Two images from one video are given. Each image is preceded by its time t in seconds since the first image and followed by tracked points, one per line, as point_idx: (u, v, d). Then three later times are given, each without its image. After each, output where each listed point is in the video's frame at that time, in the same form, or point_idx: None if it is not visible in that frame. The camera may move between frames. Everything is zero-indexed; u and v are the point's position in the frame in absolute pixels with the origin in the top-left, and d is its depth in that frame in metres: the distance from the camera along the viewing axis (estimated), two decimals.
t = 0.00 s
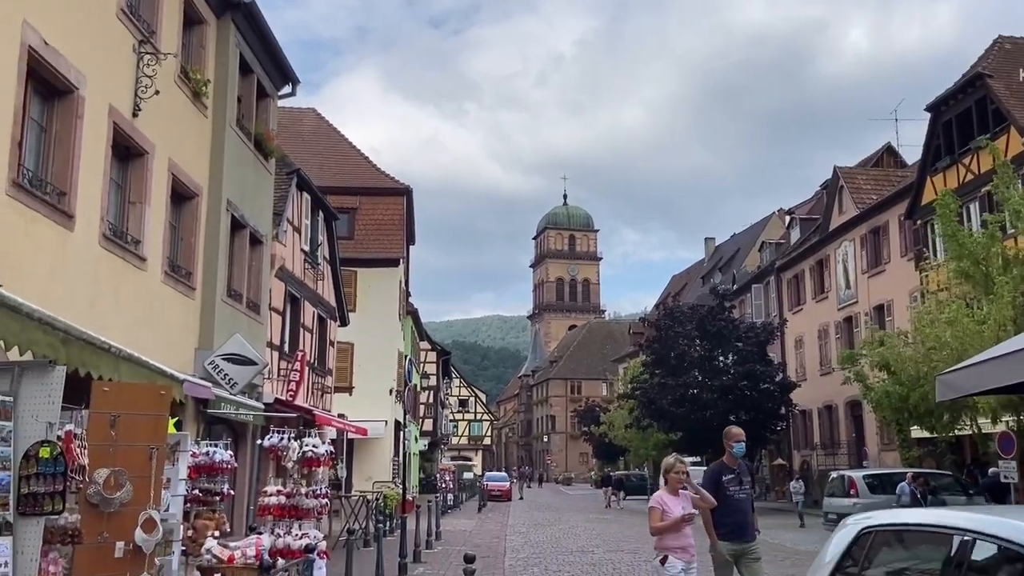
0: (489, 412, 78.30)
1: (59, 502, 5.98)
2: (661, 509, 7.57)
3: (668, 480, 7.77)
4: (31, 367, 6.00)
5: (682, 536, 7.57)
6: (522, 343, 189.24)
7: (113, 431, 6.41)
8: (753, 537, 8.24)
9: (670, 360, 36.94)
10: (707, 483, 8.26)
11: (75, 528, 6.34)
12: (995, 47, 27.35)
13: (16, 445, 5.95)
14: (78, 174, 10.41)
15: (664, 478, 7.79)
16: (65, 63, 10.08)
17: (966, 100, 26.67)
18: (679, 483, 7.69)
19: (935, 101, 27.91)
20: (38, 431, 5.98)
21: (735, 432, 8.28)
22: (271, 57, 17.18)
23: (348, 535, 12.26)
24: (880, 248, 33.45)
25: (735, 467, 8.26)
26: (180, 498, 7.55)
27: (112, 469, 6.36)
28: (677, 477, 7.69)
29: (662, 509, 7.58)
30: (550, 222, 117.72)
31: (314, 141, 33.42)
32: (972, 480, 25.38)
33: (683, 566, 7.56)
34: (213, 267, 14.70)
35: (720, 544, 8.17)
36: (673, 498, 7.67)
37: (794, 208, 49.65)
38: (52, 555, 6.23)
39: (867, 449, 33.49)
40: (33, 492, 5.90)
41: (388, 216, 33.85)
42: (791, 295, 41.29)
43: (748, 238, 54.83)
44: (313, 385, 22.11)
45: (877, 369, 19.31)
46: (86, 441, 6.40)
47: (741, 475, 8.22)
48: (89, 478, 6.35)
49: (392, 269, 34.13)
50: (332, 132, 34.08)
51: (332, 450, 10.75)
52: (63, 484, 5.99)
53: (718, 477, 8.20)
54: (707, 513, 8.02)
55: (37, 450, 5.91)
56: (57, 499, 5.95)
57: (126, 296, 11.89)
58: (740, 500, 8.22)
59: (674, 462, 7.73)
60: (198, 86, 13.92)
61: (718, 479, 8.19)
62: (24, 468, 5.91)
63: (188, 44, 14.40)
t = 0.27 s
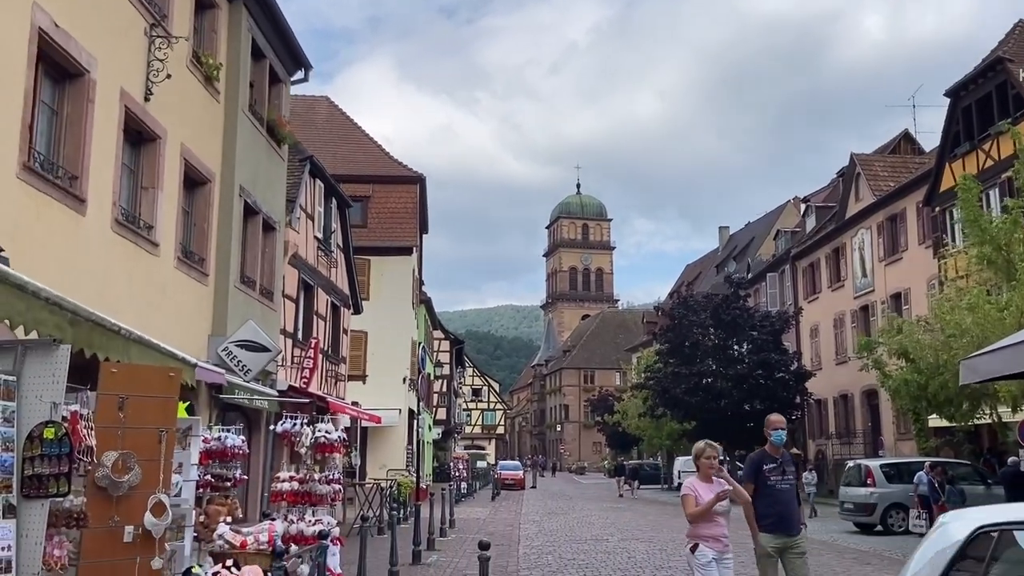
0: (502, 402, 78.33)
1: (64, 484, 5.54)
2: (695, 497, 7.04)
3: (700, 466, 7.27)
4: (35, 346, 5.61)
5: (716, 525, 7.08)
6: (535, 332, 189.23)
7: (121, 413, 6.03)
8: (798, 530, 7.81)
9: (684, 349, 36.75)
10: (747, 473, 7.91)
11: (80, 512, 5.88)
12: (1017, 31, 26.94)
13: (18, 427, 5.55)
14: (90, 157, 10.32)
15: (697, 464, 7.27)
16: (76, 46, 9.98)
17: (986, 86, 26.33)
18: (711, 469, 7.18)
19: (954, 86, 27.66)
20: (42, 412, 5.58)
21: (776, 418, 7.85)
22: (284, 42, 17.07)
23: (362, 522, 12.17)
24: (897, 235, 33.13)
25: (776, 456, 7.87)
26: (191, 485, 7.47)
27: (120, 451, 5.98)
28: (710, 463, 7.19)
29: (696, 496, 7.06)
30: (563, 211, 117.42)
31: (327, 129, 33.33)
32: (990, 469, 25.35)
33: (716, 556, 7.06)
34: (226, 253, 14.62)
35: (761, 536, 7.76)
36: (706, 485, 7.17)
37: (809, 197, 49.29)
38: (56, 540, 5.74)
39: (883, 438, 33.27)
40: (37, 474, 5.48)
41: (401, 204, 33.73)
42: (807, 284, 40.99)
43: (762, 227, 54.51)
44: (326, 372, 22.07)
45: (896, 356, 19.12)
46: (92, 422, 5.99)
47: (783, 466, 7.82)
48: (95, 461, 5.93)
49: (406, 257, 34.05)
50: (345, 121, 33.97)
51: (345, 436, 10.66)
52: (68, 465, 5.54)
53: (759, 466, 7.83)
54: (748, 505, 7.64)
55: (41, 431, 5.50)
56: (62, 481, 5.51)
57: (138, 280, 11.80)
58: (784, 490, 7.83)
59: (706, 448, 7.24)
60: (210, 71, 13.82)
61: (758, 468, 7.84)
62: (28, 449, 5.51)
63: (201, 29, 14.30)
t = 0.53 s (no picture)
0: (511, 393, 78.33)
1: (55, 476, 5.51)
2: (717, 489, 6.76)
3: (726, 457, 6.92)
4: (26, 334, 5.47)
5: (740, 519, 6.80)
6: (544, 324, 189.10)
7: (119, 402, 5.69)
8: (835, 522, 7.31)
9: (694, 341, 36.57)
10: (779, 465, 7.33)
11: (72, 505, 5.96)
12: None
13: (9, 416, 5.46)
14: (95, 146, 10.21)
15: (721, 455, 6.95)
16: (81, 33, 9.86)
17: (1000, 75, 26.03)
18: (738, 462, 6.83)
19: (967, 76, 27.39)
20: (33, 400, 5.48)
21: (809, 408, 7.27)
22: (291, 31, 16.93)
23: (370, 514, 12.09)
24: (909, 227, 32.88)
25: (811, 447, 7.31)
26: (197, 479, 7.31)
27: (119, 441, 5.64)
28: (737, 456, 6.84)
29: (718, 489, 6.77)
30: (572, 203, 117.11)
31: (335, 119, 33.21)
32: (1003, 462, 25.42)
33: (737, 552, 6.78)
34: (234, 244, 14.53)
35: (798, 531, 7.23)
36: (730, 477, 6.85)
37: (820, 188, 48.96)
38: (47, 532, 5.79)
39: (894, 431, 33.06)
40: (27, 465, 5.43)
41: (410, 195, 33.60)
42: (817, 275, 40.73)
43: (773, 219, 54.18)
44: (335, 363, 21.99)
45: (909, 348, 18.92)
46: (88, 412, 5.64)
47: (818, 457, 7.28)
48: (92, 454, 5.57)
49: (414, 248, 33.95)
50: (354, 111, 33.84)
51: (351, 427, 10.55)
52: (60, 456, 5.52)
53: (791, 459, 7.27)
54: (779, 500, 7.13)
55: (32, 421, 5.47)
56: (53, 473, 5.48)
57: (144, 271, 11.70)
58: (819, 483, 7.29)
59: (734, 438, 6.88)
60: (217, 60, 13.70)
61: (792, 460, 7.26)
62: (18, 440, 5.45)
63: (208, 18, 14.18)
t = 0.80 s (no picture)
0: (517, 386, 78.27)
1: (40, 470, 5.25)
2: (742, 487, 6.29)
3: (754, 453, 6.46)
4: (11, 322, 5.27)
5: (765, 521, 6.31)
6: (550, 317, 188.89)
7: (111, 395, 5.56)
8: (873, 528, 6.70)
9: (700, 334, 36.38)
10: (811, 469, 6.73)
11: (59, 501, 5.86)
12: None
13: None
14: (95, 135, 10.07)
15: (748, 451, 6.48)
16: (80, 20, 9.72)
17: (1011, 65, 25.75)
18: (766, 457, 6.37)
19: (978, 67, 27.09)
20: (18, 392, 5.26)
21: (845, 406, 6.63)
22: (295, 20, 16.76)
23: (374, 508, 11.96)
24: (918, 219, 32.62)
25: (846, 448, 6.71)
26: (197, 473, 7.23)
27: (111, 434, 5.51)
28: (766, 452, 6.37)
29: (743, 487, 6.31)
30: (578, 196, 116.72)
31: (341, 111, 33.04)
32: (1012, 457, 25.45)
33: (760, 556, 6.28)
34: (236, 235, 14.39)
35: (832, 539, 6.62)
36: (757, 474, 6.38)
37: (829, 180, 48.64)
38: (32, 528, 5.74)
39: (902, 425, 32.86)
40: (12, 460, 5.23)
41: (416, 187, 33.43)
42: (825, 269, 40.48)
43: (780, 211, 53.86)
44: (340, 356, 21.87)
45: (919, 341, 18.71)
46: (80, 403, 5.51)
47: (854, 458, 6.67)
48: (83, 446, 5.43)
49: (420, 240, 33.79)
50: (359, 103, 33.66)
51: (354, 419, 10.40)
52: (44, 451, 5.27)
53: (824, 461, 6.66)
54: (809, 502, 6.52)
55: (15, 414, 5.25)
56: (37, 468, 5.23)
57: (145, 262, 11.57)
58: (855, 487, 6.68)
59: (761, 434, 6.40)
60: (219, 49, 13.56)
61: (825, 463, 6.66)
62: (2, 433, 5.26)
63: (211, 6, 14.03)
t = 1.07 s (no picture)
0: (520, 379, 78.20)
1: (27, 458, 5.24)
2: (766, 475, 5.99)
3: (779, 440, 6.17)
4: None
5: (791, 510, 5.98)
6: (553, 310, 188.75)
7: (106, 382, 5.45)
8: (910, 521, 6.21)
9: (704, 326, 36.24)
10: (844, 458, 6.22)
11: (48, 488, 5.69)
12: None
13: None
14: (93, 122, 9.96)
15: (773, 438, 6.19)
16: (77, 4, 9.59)
17: (1018, 56, 25.59)
18: (792, 444, 6.08)
19: (985, 57, 26.94)
20: (5, 377, 5.25)
21: (883, 390, 6.16)
22: (297, 8, 16.64)
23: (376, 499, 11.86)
24: (923, 211, 32.45)
25: (880, 435, 6.24)
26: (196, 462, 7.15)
27: (106, 422, 5.41)
28: (792, 438, 6.08)
29: (767, 475, 6.00)
30: (581, 189, 116.42)
31: (343, 102, 32.92)
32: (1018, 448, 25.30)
33: (786, 547, 5.96)
34: (237, 224, 14.28)
35: (867, 532, 6.13)
36: (782, 462, 6.08)
37: (833, 172, 48.42)
38: (20, 519, 5.57)
39: (906, 418, 32.74)
40: None
41: (419, 178, 33.29)
42: (829, 261, 40.30)
43: (784, 204, 53.66)
44: (342, 348, 21.79)
45: (925, 332, 18.61)
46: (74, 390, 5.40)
47: (890, 446, 6.20)
48: (76, 434, 5.30)
49: (422, 232, 33.67)
50: (361, 94, 33.54)
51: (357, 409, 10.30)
52: (32, 437, 5.26)
53: (859, 449, 6.17)
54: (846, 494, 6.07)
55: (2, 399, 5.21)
56: (25, 454, 5.22)
57: (145, 250, 11.46)
58: (892, 476, 6.17)
59: (787, 419, 6.11)
60: (220, 36, 13.45)
61: (859, 451, 6.17)
62: None
63: None
